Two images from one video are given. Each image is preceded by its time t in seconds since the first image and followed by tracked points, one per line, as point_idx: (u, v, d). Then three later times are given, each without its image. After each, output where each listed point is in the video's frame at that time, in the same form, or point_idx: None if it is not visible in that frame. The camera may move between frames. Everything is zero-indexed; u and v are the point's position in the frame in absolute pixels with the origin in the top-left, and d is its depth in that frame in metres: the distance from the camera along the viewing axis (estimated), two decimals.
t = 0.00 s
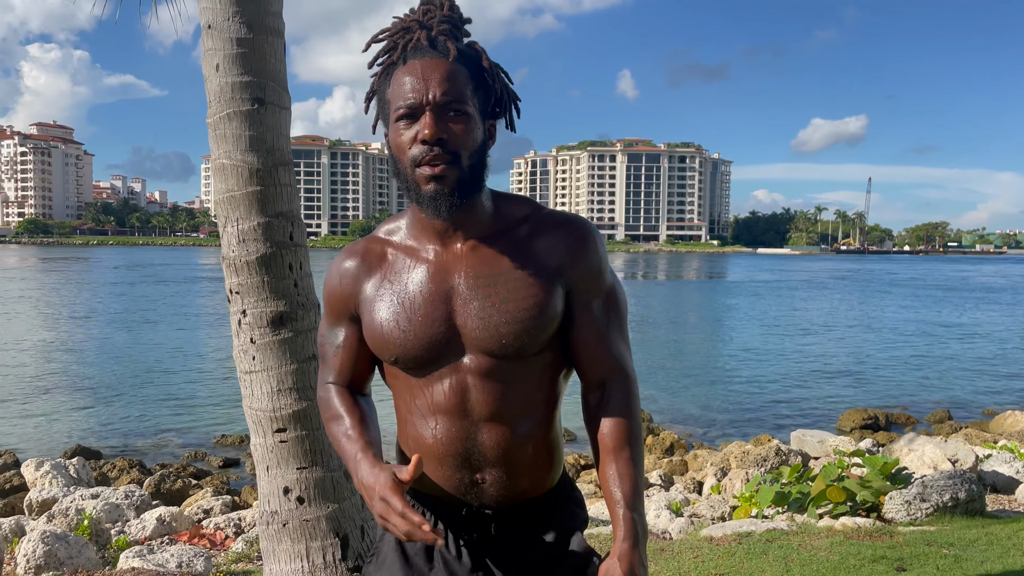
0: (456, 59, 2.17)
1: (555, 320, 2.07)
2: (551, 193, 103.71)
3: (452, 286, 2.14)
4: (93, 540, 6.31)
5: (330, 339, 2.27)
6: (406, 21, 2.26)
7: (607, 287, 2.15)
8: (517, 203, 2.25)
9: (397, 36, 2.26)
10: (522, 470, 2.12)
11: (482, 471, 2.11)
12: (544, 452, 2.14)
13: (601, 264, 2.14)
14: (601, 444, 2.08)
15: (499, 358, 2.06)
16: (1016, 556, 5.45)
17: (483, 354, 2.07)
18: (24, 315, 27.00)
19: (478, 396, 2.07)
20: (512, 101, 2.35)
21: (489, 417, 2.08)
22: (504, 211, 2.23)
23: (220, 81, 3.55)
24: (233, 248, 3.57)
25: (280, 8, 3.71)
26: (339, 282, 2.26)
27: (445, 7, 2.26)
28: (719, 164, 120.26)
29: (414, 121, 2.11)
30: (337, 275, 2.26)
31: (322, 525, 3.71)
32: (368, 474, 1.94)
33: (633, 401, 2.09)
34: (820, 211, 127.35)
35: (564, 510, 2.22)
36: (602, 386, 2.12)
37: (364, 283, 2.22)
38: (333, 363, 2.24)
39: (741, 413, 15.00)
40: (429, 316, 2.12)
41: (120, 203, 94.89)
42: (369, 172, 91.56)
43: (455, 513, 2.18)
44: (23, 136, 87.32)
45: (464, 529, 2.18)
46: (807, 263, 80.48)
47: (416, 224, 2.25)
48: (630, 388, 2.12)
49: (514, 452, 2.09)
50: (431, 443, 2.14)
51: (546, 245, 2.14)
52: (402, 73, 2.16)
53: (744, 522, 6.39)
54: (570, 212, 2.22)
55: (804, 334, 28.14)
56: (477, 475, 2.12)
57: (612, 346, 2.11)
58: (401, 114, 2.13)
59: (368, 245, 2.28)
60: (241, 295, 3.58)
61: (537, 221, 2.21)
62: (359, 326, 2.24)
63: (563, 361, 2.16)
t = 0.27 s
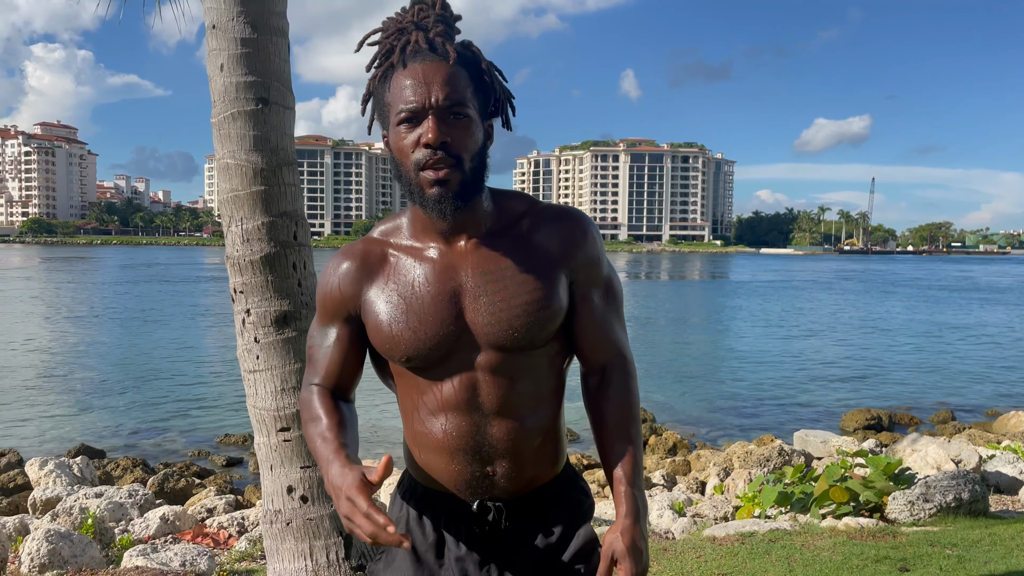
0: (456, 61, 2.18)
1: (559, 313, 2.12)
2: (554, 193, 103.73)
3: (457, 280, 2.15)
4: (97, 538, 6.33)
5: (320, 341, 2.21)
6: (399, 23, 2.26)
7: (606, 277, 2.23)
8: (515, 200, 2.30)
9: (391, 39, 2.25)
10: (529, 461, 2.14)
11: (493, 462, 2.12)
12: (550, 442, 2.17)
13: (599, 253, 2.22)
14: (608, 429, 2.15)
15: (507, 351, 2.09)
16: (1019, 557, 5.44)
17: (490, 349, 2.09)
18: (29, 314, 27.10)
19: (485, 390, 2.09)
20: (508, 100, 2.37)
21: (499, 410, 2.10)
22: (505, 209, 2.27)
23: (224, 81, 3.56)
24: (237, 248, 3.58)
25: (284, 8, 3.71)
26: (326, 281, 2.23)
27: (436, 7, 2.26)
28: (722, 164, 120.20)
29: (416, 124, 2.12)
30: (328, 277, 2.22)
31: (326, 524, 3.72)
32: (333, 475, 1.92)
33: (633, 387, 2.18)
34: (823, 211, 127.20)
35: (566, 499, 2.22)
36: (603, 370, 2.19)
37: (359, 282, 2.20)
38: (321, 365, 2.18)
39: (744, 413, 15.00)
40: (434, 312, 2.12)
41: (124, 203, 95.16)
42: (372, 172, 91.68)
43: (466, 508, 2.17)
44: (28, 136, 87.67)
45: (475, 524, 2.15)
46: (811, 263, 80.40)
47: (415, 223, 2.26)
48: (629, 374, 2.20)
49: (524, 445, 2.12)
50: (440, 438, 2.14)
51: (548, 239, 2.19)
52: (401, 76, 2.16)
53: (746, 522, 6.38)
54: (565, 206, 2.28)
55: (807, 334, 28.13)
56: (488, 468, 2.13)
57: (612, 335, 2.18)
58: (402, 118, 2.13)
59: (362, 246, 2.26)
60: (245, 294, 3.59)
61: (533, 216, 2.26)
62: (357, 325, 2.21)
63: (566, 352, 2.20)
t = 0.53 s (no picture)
0: (502, 59, 2.23)
1: (587, 303, 2.15)
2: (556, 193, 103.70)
3: (489, 266, 2.17)
4: (100, 537, 6.33)
5: (346, 317, 2.19)
6: (445, 19, 2.30)
7: (630, 276, 2.28)
8: (545, 201, 2.36)
9: (437, 35, 2.30)
10: (549, 449, 2.15)
11: (513, 450, 2.12)
12: (569, 430, 2.19)
13: (625, 253, 2.28)
14: (637, 430, 2.20)
15: (536, 336, 2.10)
16: (1021, 557, 5.43)
17: (518, 333, 2.11)
18: (32, 313, 27.15)
19: (509, 373, 2.10)
20: (544, 99, 2.44)
21: (522, 395, 2.10)
22: (533, 206, 2.32)
23: (227, 80, 3.56)
24: (240, 247, 3.59)
25: (286, 8, 3.71)
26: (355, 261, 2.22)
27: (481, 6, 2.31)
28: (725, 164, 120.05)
29: (462, 116, 2.16)
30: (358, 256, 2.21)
31: (328, 523, 3.72)
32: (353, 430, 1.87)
33: (658, 386, 2.22)
34: (826, 211, 126.97)
35: (579, 495, 2.23)
36: (628, 371, 2.23)
37: (388, 264, 2.19)
38: (347, 342, 2.15)
39: (747, 413, 14.98)
40: (465, 294, 2.12)
41: (127, 203, 95.31)
42: (374, 172, 91.73)
43: (487, 503, 2.16)
44: (31, 136, 87.88)
45: (497, 518, 2.15)
46: (813, 263, 80.26)
47: (447, 208, 2.28)
48: (652, 373, 2.25)
49: (545, 430, 2.13)
50: (460, 423, 2.14)
51: (578, 234, 2.24)
52: (448, 69, 2.21)
53: (749, 522, 6.38)
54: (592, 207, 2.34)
55: (810, 334, 28.09)
56: (506, 455, 2.13)
57: (636, 334, 2.22)
58: (449, 108, 2.17)
59: (395, 227, 2.26)
60: (248, 293, 3.59)
61: (563, 213, 2.31)
62: (385, 305, 2.19)
63: (588, 345, 2.24)
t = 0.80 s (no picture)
0: (564, 62, 2.22)
1: (624, 301, 2.20)
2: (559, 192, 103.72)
3: (536, 258, 2.15)
4: (104, 535, 6.34)
5: (390, 301, 2.13)
6: (507, 21, 2.29)
7: (652, 283, 2.38)
8: (578, 204, 2.39)
9: (501, 35, 2.26)
10: (579, 439, 2.15)
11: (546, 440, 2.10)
12: (598, 421, 2.20)
13: (652, 260, 2.36)
14: (651, 430, 2.32)
15: (576, 327, 2.12)
16: None
17: (562, 322, 2.11)
18: (36, 313, 27.23)
19: (548, 362, 2.09)
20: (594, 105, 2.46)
21: (558, 384, 2.10)
22: (573, 207, 2.34)
23: (230, 79, 3.55)
24: (243, 245, 3.58)
25: (288, 7, 3.71)
26: (407, 247, 2.15)
27: (543, 10, 2.30)
28: (728, 163, 119.86)
29: (521, 113, 2.15)
30: (407, 243, 2.15)
31: (331, 521, 3.71)
32: (490, 428, 1.82)
33: (673, 391, 2.35)
34: (829, 210, 126.71)
35: (609, 491, 2.25)
36: (647, 375, 2.35)
37: (437, 252, 2.13)
38: (392, 329, 2.10)
39: (749, 412, 14.98)
40: (513, 283, 2.10)
41: (131, 202, 95.54)
42: (376, 171, 91.85)
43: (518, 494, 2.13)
44: (34, 136, 88.22)
45: (532, 510, 2.11)
46: (816, 263, 80.13)
47: (495, 201, 2.26)
48: (669, 377, 2.36)
49: (577, 420, 2.13)
50: (494, 409, 2.09)
51: (614, 237, 2.28)
52: (510, 68, 2.18)
53: (751, 521, 6.37)
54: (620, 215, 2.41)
55: (813, 333, 28.05)
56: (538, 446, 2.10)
57: (657, 338, 2.32)
58: (509, 107, 2.15)
59: (443, 217, 2.22)
60: (251, 292, 3.59)
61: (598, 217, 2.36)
62: (429, 292, 2.14)
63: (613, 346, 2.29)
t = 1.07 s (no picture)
0: (601, 68, 2.22)
1: (653, 304, 2.22)
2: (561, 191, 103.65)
3: (569, 258, 2.15)
4: (107, 534, 6.35)
5: (423, 296, 2.13)
6: (546, 24, 2.28)
7: (677, 291, 2.40)
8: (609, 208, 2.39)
9: (540, 38, 2.25)
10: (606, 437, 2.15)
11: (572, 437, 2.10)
12: (623, 421, 2.21)
13: (677, 266, 2.38)
14: (675, 437, 2.33)
15: (606, 330, 2.13)
16: None
17: (593, 323, 2.12)
18: (39, 312, 27.28)
19: (577, 361, 2.10)
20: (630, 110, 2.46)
21: (587, 384, 2.11)
22: (605, 210, 2.34)
23: (233, 79, 3.56)
24: (245, 245, 3.58)
25: (290, 5, 3.70)
26: (442, 243, 2.14)
27: (581, 15, 2.29)
28: (731, 162, 119.70)
29: (560, 116, 2.15)
30: (441, 237, 2.14)
31: (334, 521, 3.71)
32: (511, 421, 1.82)
33: (695, 397, 2.36)
34: (831, 209, 126.51)
35: (634, 487, 2.28)
36: (670, 382, 2.35)
37: (471, 248, 2.13)
38: (426, 323, 2.10)
39: (752, 411, 14.98)
40: (547, 281, 2.09)
41: (133, 201, 95.68)
42: (378, 170, 91.88)
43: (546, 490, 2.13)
44: (36, 135, 88.39)
45: (559, 505, 2.12)
46: (819, 261, 80.03)
47: (529, 200, 2.25)
48: (691, 384, 2.38)
49: (603, 420, 2.14)
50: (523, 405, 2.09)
51: (642, 243, 2.29)
52: (548, 72, 2.18)
53: (754, 520, 6.37)
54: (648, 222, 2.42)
55: (815, 332, 28.02)
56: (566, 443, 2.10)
57: (683, 345, 2.34)
58: (547, 110, 2.15)
59: (478, 215, 2.21)
60: (254, 291, 3.59)
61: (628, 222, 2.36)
62: (462, 287, 2.13)
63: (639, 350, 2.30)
